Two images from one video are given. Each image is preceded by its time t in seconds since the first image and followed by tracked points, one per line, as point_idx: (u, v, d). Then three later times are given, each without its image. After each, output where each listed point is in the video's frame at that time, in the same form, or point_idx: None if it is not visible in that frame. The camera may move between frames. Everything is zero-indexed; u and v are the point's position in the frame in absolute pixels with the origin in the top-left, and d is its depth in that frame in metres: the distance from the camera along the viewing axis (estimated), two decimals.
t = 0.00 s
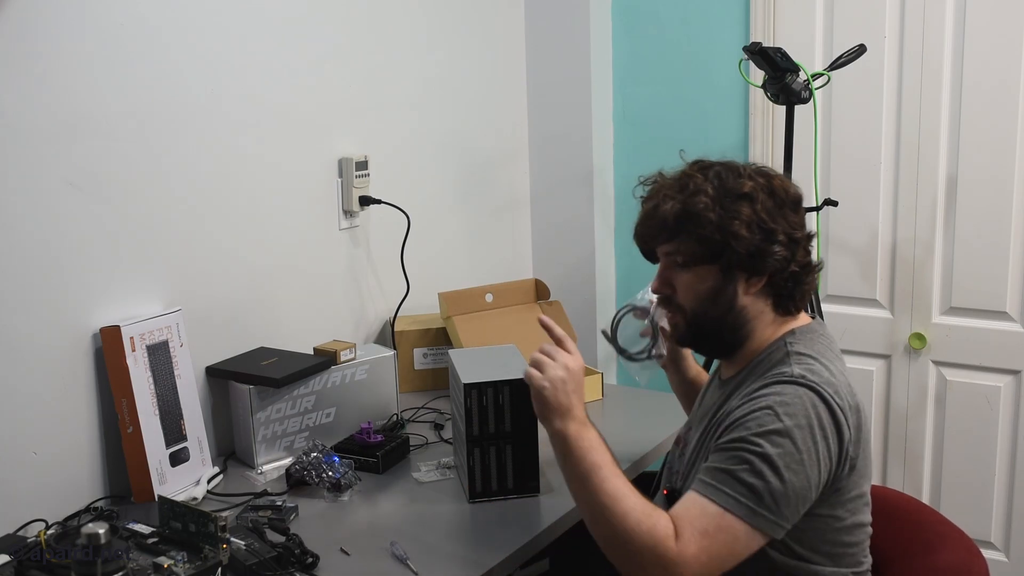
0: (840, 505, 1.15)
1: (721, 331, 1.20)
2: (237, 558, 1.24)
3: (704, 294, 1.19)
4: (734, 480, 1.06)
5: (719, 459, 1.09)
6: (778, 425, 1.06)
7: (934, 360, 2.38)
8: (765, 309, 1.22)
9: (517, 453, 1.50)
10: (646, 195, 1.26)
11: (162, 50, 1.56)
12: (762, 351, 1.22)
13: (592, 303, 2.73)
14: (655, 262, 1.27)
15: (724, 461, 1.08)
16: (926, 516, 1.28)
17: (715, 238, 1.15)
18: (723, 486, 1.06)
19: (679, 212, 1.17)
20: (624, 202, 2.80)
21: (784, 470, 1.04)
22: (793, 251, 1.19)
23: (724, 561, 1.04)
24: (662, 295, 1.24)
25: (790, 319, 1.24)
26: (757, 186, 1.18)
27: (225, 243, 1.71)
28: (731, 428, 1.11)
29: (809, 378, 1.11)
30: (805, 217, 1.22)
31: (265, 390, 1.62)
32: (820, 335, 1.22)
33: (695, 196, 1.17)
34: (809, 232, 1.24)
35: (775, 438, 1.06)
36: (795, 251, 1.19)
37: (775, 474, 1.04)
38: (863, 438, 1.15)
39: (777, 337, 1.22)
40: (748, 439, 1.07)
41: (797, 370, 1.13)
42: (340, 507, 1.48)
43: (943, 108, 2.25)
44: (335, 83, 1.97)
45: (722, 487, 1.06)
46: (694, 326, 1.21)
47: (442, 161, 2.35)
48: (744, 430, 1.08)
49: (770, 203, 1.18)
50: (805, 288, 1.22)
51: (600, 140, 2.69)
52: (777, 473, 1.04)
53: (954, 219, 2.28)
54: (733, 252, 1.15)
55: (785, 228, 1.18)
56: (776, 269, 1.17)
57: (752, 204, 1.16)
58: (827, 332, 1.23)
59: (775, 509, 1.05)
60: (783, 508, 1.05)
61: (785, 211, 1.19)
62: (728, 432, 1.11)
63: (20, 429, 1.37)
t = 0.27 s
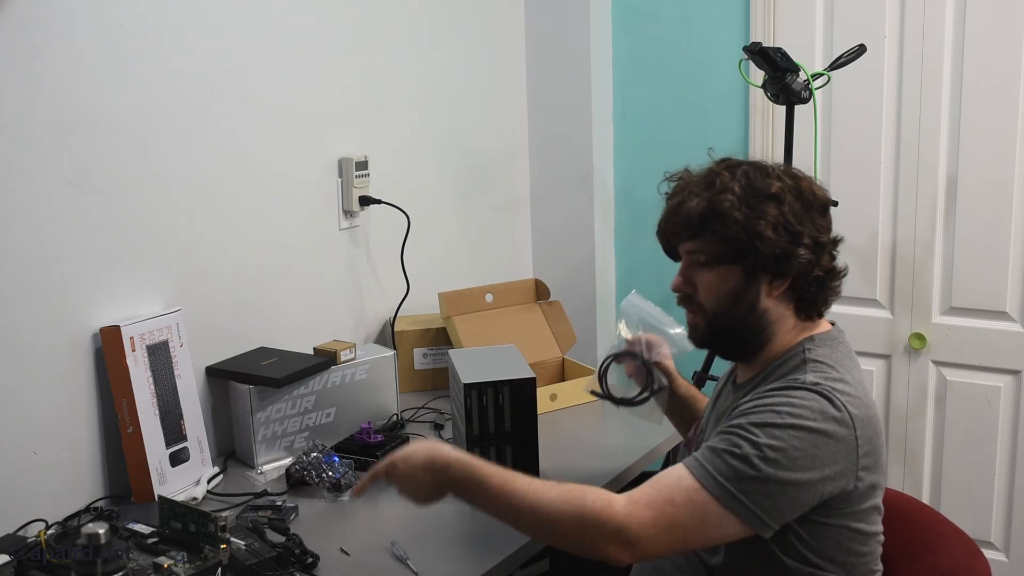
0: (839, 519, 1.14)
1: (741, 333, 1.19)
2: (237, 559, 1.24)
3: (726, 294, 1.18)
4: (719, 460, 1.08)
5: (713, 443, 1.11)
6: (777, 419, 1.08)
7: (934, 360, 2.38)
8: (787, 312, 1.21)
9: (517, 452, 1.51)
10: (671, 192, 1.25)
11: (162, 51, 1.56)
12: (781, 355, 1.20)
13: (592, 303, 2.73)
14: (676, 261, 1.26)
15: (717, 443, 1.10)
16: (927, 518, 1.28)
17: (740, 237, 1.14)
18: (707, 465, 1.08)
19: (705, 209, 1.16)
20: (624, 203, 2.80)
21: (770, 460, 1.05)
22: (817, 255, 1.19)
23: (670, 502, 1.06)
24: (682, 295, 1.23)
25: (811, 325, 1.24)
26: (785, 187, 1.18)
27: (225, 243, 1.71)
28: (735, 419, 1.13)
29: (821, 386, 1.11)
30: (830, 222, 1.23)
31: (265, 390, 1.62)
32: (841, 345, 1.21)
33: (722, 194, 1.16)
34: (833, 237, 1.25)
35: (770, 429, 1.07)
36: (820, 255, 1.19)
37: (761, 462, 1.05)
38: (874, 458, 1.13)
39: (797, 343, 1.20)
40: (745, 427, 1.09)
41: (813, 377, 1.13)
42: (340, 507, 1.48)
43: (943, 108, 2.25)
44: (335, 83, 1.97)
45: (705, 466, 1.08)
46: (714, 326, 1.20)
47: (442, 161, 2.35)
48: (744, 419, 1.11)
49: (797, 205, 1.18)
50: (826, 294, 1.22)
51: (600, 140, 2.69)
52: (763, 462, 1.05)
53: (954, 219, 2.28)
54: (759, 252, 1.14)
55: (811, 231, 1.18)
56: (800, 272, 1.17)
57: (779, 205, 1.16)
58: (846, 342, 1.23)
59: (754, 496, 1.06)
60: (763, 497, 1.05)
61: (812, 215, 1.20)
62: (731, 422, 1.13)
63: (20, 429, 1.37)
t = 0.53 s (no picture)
0: (844, 521, 1.13)
1: (745, 334, 1.19)
2: (237, 559, 1.24)
3: (731, 295, 1.18)
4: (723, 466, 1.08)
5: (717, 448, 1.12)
6: (781, 423, 1.08)
7: (934, 360, 2.38)
8: (792, 314, 1.20)
9: (517, 452, 1.51)
10: (676, 192, 1.25)
11: (162, 50, 1.56)
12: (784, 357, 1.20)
13: (592, 303, 2.73)
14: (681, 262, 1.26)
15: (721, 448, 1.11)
16: (927, 518, 1.27)
17: (747, 238, 1.14)
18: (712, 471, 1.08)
19: (712, 209, 1.16)
20: (624, 203, 2.80)
21: (775, 465, 1.05)
22: (822, 256, 1.19)
23: (679, 510, 1.06)
24: (687, 295, 1.23)
25: (815, 327, 1.23)
26: (791, 188, 1.18)
27: (226, 243, 1.71)
28: (739, 423, 1.14)
29: (825, 388, 1.11)
30: (835, 224, 1.24)
31: (265, 390, 1.62)
32: (845, 347, 1.21)
33: (728, 194, 1.16)
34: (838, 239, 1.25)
35: (774, 433, 1.07)
36: (825, 256, 1.19)
37: (766, 467, 1.05)
38: (877, 460, 1.13)
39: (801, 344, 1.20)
40: (750, 432, 1.09)
41: (817, 380, 1.13)
42: (340, 508, 1.48)
43: (943, 108, 2.25)
44: (335, 83, 1.97)
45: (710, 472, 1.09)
46: (719, 328, 1.20)
47: (443, 161, 2.35)
48: (749, 424, 1.11)
49: (803, 206, 1.19)
50: (831, 296, 1.22)
51: (600, 140, 2.69)
52: (768, 467, 1.05)
53: (954, 219, 2.28)
54: (765, 253, 1.14)
55: (816, 233, 1.18)
56: (805, 274, 1.17)
57: (785, 206, 1.17)
58: (850, 345, 1.22)
59: (759, 503, 1.06)
60: (769, 504, 1.05)
61: (818, 216, 1.20)
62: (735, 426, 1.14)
63: (19, 429, 1.37)
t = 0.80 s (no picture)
0: (839, 520, 1.14)
1: (744, 334, 1.19)
2: (237, 559, 1.24)
3: (730, 295, 1.18)
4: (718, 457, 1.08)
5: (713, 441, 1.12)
6: (778, 419, 1.08)
7: (934, 360, 2.38)
8: (790, 314, 1.21)
9: (517, 452, 1.51)
10: (674, 193, 1.25)
11: (162, 51, 1.56)
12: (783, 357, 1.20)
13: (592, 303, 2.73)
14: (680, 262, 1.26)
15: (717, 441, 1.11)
16: (927, 518, 1.27)
17: (745, 238, 1.14)
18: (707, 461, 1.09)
19: (710, 210, 1.16)
20: (624, 203, 2.80)
21: (771, 458, 1.05)
22: (821, 256, 1.19)
23: (671, 497, 1.06)
24: (685, 296, 1.23)
25: (813, 326, 1.24)
26: (789, 187, 1.18)
27: (226, 243, 1.71)
28: (736, 418, 1.14)
29: (824, 388, 1.11)
30: (833, 223, 1.24)
31: (265, 390, 1.62)
32: (843, 348, 1.21)
33: (726, 194, 1.16)
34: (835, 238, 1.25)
35: (771, 428, 1.08)
36: (823, 256, 1.20)
37: (762, 459, 1.06)
38: (875, 463, 1.13)
39: (799, 344, 1.20)
40: (747, 426, 1.10)
41: (816, 379, 1.13)
42: (340, 508, 1.48)
43: (943, 108, 2.25)
44: (335, 83, 1.97)
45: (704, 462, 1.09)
46: (717, 328, 1.20)
47: (443, 161, 2.35)
48: (746, 419, 1.11)
49: (801, 206, 1.19)
50: (829, 295, 1.22)
51: (600, 140, 2.69)
52: (763, 459, 1.06)
53: (954, 219, 2.28)
54: (763, 253, 1.14)
55: (815, 232, 1.19)
56: (803, 273, 1.17)
57: (783, 206, 1.17)
58: (848, 345, 1.23)
59: (754, 496, 1.06)
60: (762, 497, 1.05)
61: (816, 215, 1.20)
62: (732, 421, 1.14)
63: (19, 429, 1.37)
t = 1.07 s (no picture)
0: (822, 511, 1.13)
1: (742, 332, 1.19)
2: (237, 559, 1.24)
3: (727, 293, 1.18)
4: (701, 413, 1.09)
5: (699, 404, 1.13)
6: (765, 387, 1.10)
7: (934, 360, 2.38)
8: (788, 312, 1.20)
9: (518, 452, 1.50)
10: (672, 193, 1.26)
11: (162, 51, 1.56)
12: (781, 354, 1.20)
13: (592, 303, 2.73)
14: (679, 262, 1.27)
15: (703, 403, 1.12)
16: (928, 518, 1.27)
17: (740, 236, 1.14)
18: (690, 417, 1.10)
19: (705, 209, 1.17)
20: (624, 203, 2.80)
21: (753, 417, 1.06)
22: (818, 253, 1.19)
23: (647, 413, 1.07)
24: (683, 296, 1.23)
25: (812, 325, 1.23)
26: (785, 185, 1.18)
27: (226, 243, 1.71)
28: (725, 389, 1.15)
29: (815, 374, 1.12)
30: (831, 221, 1.23)
31: (265, 390, 1.62)
32: (841, 346, 1.21)
33: (722, 193, 1.17)
34: (835, 236, 1.24)
35: (757, 393, 1.09)
36: (821, 253, 1.19)
37: (745, 416, 1.06)
38: (862, 458, 1.13)
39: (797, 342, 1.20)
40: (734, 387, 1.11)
41: (808, 365, 1.14)
42: (340, 508, 1.48)
43: (943, 108, 2.25)
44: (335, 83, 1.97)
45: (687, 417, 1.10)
46: (715, 327, 1.20)
47: (443, 161, 2.35)
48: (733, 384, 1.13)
49: (798, 204, 1.18)
50: (828, 293, 1.21)
51: (600, 140, 2.69)
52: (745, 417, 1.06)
53: (954, 219, 2.28)
54: (759, 251, 1.14)
55: (812, 230, 1.18)
56: (801, 271, 1.17)
57: (779, 204, 1.16)
58: (847, 343, 1.22)
59: (732, 458, 1.06)
60: (739, 451, 1.06)
61: (813, 213, 1.20)
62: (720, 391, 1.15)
63: (19, 429, 1.37)
